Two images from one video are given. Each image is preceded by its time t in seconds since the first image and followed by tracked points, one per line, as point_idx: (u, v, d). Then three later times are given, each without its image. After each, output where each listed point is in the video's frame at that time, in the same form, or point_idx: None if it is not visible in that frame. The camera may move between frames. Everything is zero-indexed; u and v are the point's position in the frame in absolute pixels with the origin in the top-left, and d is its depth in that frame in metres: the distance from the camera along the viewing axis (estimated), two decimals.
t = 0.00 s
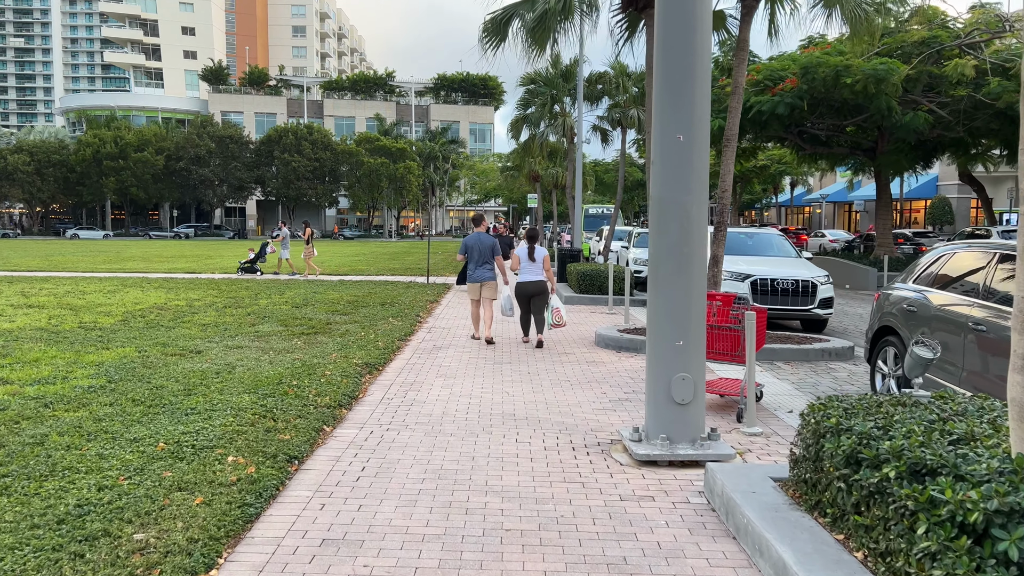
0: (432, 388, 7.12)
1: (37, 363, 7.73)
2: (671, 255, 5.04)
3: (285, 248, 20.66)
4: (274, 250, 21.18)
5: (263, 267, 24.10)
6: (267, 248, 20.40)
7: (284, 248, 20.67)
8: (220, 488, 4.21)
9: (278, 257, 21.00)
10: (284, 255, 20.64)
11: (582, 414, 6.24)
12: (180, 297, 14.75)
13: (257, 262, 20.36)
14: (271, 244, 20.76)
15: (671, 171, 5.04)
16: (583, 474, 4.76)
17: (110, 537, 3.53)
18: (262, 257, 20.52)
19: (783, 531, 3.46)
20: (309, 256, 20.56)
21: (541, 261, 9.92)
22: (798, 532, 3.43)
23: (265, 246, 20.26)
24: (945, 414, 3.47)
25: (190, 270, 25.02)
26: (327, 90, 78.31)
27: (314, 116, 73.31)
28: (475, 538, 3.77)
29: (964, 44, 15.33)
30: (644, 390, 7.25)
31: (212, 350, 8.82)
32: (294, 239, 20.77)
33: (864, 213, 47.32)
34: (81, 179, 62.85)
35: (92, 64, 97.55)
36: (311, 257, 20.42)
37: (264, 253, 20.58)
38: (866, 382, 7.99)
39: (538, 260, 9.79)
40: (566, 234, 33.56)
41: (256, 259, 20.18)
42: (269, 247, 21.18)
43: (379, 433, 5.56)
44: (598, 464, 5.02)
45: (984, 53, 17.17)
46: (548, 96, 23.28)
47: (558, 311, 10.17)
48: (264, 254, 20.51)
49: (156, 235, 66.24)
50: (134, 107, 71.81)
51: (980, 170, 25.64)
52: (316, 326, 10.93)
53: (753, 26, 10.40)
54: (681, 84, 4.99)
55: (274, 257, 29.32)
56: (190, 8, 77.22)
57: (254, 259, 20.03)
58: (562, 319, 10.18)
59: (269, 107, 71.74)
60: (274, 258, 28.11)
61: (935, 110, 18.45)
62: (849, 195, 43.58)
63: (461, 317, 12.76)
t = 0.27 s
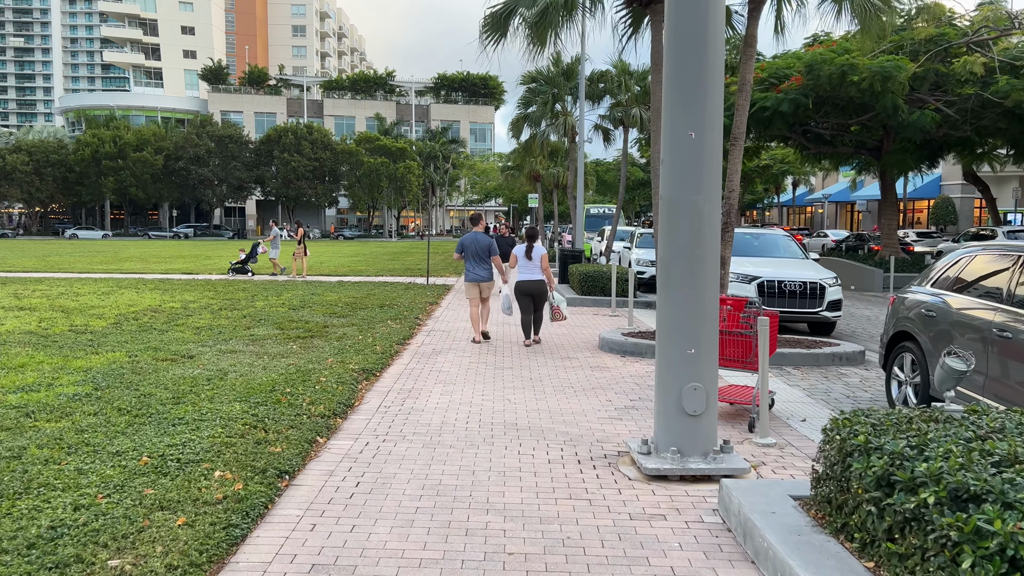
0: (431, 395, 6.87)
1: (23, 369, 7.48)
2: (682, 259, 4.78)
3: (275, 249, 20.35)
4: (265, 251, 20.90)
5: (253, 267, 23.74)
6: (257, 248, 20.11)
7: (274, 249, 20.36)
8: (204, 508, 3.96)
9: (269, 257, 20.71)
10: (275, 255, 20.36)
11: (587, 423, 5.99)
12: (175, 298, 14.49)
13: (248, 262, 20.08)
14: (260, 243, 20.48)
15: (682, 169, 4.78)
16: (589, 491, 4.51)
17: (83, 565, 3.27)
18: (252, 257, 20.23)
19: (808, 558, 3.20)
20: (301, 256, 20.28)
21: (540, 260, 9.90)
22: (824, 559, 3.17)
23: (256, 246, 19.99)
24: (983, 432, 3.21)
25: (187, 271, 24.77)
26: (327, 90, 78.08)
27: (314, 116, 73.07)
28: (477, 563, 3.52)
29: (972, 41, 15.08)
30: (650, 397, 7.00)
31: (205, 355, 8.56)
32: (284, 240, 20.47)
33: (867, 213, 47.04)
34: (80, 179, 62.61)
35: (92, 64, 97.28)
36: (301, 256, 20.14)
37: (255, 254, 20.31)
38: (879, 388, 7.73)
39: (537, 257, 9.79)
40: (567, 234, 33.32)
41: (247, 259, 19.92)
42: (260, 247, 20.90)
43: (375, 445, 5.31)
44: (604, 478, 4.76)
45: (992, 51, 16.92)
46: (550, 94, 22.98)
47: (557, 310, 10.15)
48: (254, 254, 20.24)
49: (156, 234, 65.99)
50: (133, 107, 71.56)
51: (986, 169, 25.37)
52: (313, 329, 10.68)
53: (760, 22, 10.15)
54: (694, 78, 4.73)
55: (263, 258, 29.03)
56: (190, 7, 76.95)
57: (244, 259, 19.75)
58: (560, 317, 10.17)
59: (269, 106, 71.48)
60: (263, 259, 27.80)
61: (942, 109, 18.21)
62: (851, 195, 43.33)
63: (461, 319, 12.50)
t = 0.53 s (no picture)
0: (428, 399, 6.60)
1: (5, 371, 7.22)
2: (692, 257, 4.52)
3: (265, 249, 20.00)
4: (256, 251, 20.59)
5: (244, 269, 23.37)
6: (249, 248, 19.84)
7: (264, 249, 20.05)
8: (182, 525, 3.68)
9: (259, 257, 20.39)
10: (265, 256, 20.04)
11: (590, 430, 5.73)
12: (168, 298, 14.22)
13: (239, 262, 19.78)
14: (251, 243, 20.18)
15: (692, 163, 4.51)
16: (593, 503, 4.24)
17: None
18: (243, 257, 19.93)
19: None
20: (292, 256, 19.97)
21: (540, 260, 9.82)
22: None
23: (248, 246, 19.72)
24: None
25: (183, 271, 24.47)
26: (326, 89, 77.81)
27: (314, 116, 72.85)
28: None
29: (980, 36, 14.83)
30: (655, 401, 6.74)
31: (195, 357, 8.29)
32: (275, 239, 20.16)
33: (869, 213, 46.77)
34: (79, 179, 62.35)
35: (92, 64, 97.05)
36: (293, 256, 19.88)
37: (246, 254, 20.00)
38: (892, 392, 7.46)
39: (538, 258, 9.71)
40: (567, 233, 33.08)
41: (236, 259, 19.63)
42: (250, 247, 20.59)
43: (369, 452, 5.05)
44: (609, 490, 4.49)
45: (1000, 47, 16.67)
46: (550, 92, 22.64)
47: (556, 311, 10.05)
48: (244, 254, 19.94)
49: (154, 234, 65.71)
50: (132, 107, 71.29)
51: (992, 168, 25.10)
52: (308, 330, 10.41)
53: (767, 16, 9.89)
54: (704, 66, 4.47)
55: (253, 258, 28.69)
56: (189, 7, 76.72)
57: (235, 260, 19.48)
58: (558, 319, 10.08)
59: (268, 106, 71.22)
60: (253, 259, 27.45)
61: (948, 106, 17.95)
62: (854, 194, 43.07)
63: (459, 320, 12.22)
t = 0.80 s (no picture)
0: (425, 408, 6.34)
1: None
2: (702, 262, 4.26)
3: (255, 250, 19.72)
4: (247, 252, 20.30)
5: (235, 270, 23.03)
6: (235, 248, 19.55)
7: (255, 250, 19.75)
8: (157, 553, 3.41)
9: (249, 258, 20.09)
10: (255, 257, 19.75)
11: (594, 442, 5.47)
12: (162, 301, 13.96)
13: (229, 262, 19.50)
14: (241, 244, 19.90)
15: (703, 163, 4.25)
16: (598, 525, 3.98)
17: None
18: (234, 258, 19.64)
19: None
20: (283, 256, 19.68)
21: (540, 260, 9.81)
22: None
23: (234, 247, 19.43)
24: None
25: (179, 272, 24.18)
26: (326, 89, 77.55)
27: (313, 116, 72.60)
28: None
29: (990, 34, 14.58)
30: (661, 411, 6.48)
31: (184, 363, 8.03)
32: (266, 240, 19.87)
33: (871, 213, 46.53)
34: (77, 179, 62.09)
35: (91, 64, 96.71)
36: (280, 256, 19.60)
37: (236, 255, 19.71)
38: (906, 400, 7.20)
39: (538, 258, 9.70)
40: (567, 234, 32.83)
41: (228, 260, 19.37)
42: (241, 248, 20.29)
43: (361, 468, 4.79)
44: (615, 509, 4.23)
45: (1008, 45, 16.42)
46: (551, 91, 22.35)
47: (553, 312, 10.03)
48: (235, 255, 19.66)
49: (153, 234, 65.45)
50: (131, 106, 71.03)
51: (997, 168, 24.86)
52: (303, 334, 10.16)
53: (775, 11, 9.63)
54: (716, 60, 4.20)
55: (243, 259, 28.39)
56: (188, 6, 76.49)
57: (223, 261, 19.19)
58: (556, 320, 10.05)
59: (268, 106, 70.98)
60: (242, 260, 27.13)
61: (954, 105, 17.71)
62: (857, 194, 42.79)
63: (458, 323, 11.96)
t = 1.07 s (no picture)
0: (421, 415, 6.08)
1: None
2: (714, 261, 4.00)
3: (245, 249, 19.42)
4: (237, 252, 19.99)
5: (224, 270, 22.68)
6: (226, 247, 19.26)
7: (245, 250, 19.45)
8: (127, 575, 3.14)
9: (238, 257, 19.79)
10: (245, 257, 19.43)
11: (597, 451, 5.21)
12: (155, 301, 13.69)
13: (218, 262, 19.18)
14: (231, 244, 19.61)
15: (715, 158, 4.00)
16: (604, 543, 3.72)
17: None
18: (224, 257, 19.35)
19: None
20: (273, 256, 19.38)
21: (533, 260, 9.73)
22: None
23: (224, 246, 19.15)
24: None
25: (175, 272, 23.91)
26: (325, 89, 77.31)
27: (313, 116, 72.36)
28: None
29: (998, 29, 14.34)
30: (667, 417, 6.22)
31: (172, 366, 7.76)
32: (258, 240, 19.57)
33: (872, 213, 46.19)
34: (76, 179, 61.83)
35: (90, 64, 96.46)
36: (271, 257, 19.30)
37: (225, 255, 19.39)
38: (919, 404, 6.95)
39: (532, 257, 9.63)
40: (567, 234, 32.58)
41: (218, 259, 19.08)
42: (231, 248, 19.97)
43: (352, 480, 4.52)
44: (619, 526, 3.97)
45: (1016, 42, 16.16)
46: (551, 89, 22.06)
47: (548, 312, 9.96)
48: (224, 254, 19.35)
49: (152, 235, 65.17)
50: (130, 106, 70.78)
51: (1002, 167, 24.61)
52: (297, 336, 9.89)
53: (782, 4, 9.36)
54: (729, 48, 3.94)
55: (233, 260, 28.02)
56: (188, 6, 76.25)
57: (212, 260, 18.92)
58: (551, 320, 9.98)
59: (267, 105, 70.70)
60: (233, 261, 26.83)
61: (961, 103, 17.45)
62: (859, 194, 42.53)
63: (456, 325, 11.69)
